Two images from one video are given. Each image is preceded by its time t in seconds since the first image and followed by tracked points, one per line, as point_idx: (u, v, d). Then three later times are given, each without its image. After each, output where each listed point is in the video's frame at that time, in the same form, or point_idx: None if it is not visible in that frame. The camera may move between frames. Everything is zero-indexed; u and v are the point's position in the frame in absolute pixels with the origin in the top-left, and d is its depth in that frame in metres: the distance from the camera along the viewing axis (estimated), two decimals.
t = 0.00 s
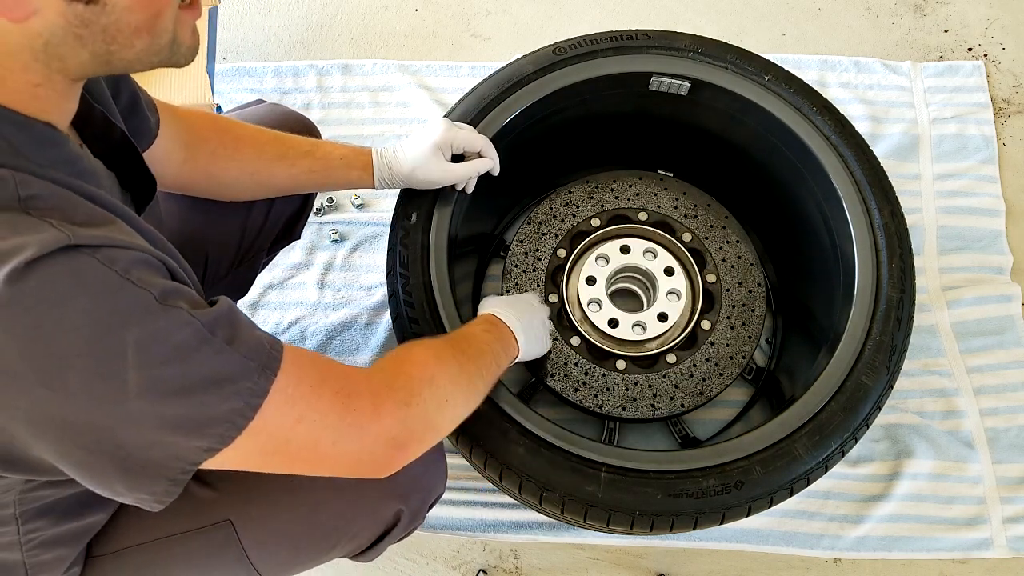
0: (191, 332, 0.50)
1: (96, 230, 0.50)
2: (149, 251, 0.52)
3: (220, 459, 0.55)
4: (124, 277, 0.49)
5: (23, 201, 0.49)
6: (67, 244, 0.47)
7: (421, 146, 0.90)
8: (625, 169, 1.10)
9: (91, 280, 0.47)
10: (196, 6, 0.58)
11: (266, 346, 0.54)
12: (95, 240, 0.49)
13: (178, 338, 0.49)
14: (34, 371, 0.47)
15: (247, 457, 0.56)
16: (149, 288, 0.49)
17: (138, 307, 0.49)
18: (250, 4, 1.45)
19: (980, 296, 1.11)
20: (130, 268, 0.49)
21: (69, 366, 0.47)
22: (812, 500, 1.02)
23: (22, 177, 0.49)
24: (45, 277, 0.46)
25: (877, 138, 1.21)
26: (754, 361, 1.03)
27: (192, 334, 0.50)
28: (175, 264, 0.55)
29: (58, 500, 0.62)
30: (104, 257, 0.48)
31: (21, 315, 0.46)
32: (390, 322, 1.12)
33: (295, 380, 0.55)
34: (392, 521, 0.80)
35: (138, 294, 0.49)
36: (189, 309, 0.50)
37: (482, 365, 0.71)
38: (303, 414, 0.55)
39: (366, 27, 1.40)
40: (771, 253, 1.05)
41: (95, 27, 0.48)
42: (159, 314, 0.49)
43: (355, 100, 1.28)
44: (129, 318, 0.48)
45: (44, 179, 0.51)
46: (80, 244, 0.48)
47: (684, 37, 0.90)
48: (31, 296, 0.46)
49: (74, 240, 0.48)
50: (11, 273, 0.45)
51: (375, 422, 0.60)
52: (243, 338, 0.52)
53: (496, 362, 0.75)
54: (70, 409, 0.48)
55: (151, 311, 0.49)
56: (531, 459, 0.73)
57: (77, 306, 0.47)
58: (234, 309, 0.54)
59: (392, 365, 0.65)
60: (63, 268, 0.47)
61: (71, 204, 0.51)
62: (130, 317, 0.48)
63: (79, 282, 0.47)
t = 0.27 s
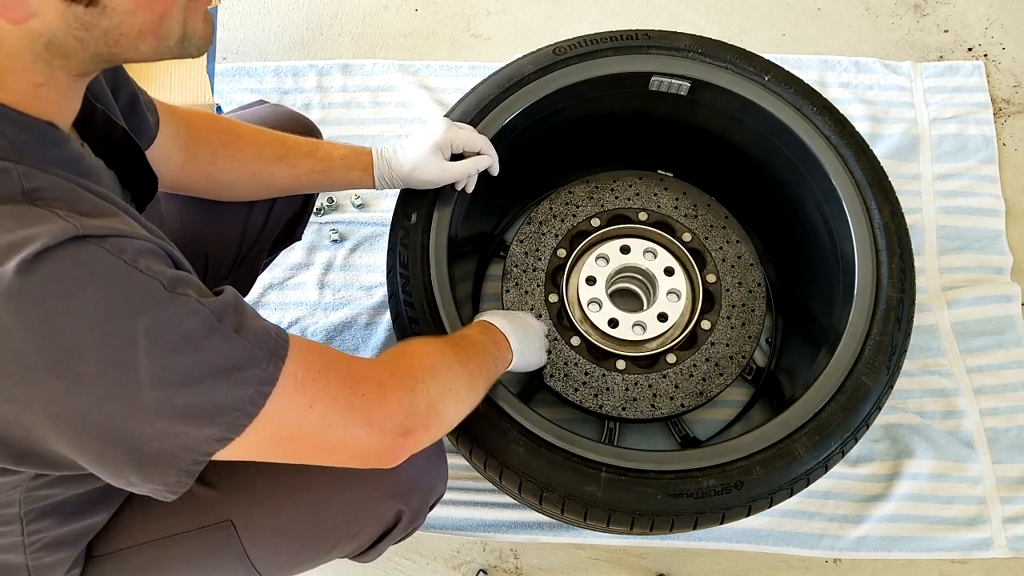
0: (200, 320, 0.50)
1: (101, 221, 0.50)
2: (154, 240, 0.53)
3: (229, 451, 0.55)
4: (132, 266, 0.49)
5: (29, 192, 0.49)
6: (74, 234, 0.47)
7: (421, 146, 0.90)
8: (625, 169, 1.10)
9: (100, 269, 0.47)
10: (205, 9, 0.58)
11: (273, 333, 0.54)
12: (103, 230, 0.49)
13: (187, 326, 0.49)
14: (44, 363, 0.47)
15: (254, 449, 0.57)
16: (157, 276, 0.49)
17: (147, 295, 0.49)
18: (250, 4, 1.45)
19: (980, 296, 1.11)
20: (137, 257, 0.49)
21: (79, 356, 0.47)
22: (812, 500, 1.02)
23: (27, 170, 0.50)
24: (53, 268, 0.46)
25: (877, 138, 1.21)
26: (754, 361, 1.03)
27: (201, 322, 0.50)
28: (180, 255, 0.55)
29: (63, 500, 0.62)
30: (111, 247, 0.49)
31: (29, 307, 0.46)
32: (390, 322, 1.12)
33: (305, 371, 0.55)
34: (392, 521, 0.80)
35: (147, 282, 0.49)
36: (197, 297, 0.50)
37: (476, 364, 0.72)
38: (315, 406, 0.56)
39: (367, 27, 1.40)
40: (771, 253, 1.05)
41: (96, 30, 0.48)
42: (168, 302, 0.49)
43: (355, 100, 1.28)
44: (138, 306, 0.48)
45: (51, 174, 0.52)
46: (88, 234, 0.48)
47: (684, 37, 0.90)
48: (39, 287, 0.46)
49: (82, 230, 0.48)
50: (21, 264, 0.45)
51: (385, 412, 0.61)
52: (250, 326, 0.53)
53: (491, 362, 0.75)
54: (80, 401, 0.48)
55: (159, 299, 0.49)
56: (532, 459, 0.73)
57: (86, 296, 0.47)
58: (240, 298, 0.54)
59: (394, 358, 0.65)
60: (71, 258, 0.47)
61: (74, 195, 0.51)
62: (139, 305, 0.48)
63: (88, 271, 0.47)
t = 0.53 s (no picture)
0: (198, 315, 0.50)
1: (98, 217, 0.50)
2: (151, 236, 0.53)
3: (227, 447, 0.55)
4: (130, 261, 0.49)
5: (26, 189, 0.49)
6: (72, 230, 0.47)
7: (420, 147, 0.90)
8: (625, 169, 1.10)
9: (98, 264, 0.47)
10: (206, 14, 0.58)
11: (270, 328, 0.54)
12: (101, 226, 0.49)
13: (186, 321, 0.49)
14: (44, 359, 0.47)
15: (255, 445, 0.57)
16: (155, 272, 0.49)
17: (146, 290, 0.49)
18: (250, 4, 1.45)
19: (980, 296, 1.11)
20: (135, 253, 0.49)
21: (79, 351, 0.47)
22: (812, 500, 1.02)
23: (23, 166, 0.50)
24: (52, 263, 0.46)
25: (877, 138, 1.21)
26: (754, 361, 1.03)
27: (199, 316, 0.50)
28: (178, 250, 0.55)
29: (62, 498, 0.62)
30: (109, 242, 0.49)
31: (28, 302, 0.46)
32: (390, 322, 1.12)
33: (304, 366, 0.56)
34: (392, 519, 0.80)
35: (145, 277, 0.49)
36: (195, 292, 0.51)
37: (472, 358, 0.72)
38: (314, 400, 0.56)
39: (367, 27, 1.40)
40: (771, 253, 1.05)
41: (94, 34, 0.48)
42: (166, 297, 0.49)
43: (355, 100, 1.28)
44: (136, 301, 0.48)
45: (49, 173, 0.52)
46: (85, 230, 0.48)
47: (684, 37, 0.90)
48: (38, 282, 0.46)
49: (79, 225, 0.48)
50: (20, 259, 0.45)
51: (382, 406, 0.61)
52: (248, 320, 0.53)
53: (487, 356, 0.75)
54: (79, 396, 0.48)
55: (158, 294, 0.49)
56: (532, 458, 0.73)
57: (85, 291, 0.47)
58: (238, 293, 0.54)
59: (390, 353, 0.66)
60: (69, 253, 0.47)
61: (71, 191, 0.51)
62: (138, 300, 0.48)
63: (86, 266, 0.47)
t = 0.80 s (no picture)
0: (196, 311, 0.50)
1: (95, 215, 0.50)
2: (147, 234, 0.53)
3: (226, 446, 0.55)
4: (127, 258, 0.49)
5: (23, 188, 0.49)
6: (70, 227, 0.47)
7: (421, 147, 0.90)
8: (625, 169, 1.10)
9: (95, 260, 0.47)
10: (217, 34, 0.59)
11: (268, 325, 0.54)
12: (98, 222, 0.49)
13: (184, 318, 0.50)
14: (43, 356, 0.47)
15: (255, 443, 0.57)
16: (153, 268, 0.49)
17: (143, 286, 0.49)
18: (250, 4, 1.45)
19: (980, 296, 1.11)
20: (132, 249, 0.49)
21: (77, 347, 0.47)
22: (812, 500, 1.02)
23: (20, 166, 0.49)
24: (50, 259, 0.46)
25: (877, 138, 1.21)
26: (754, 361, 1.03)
27: (197, 312, 0.50)
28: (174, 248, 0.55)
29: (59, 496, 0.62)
30: (106, 239, 0.49)
31: (26, 297, 0.46)
32: (390, 322, 1.12)
33: (301, 362, 0.56)
34: (392, 521, 0.80)
35: (142, 273, 0.49)
36: (192, 288, 0.51)
37: (470, 356, 0.72)
38: (313, 396, 0.56)
39: (366, 27, 1.40)
40: (771, 253, 1.05)
41: (112, 46, 0.50)
42: (163, 293, 0.49)
43: (355, 100, 1.28)
44: (134, 297, 0.48)
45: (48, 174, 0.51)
46: (82, 226, 0.48)
47: (684, 37, 0.90)
48: (36, 277, 0.46)
49: (76, 223, 0.48)
50: (18, 256, 0.45)
51: (380, 403, 0.61)
52: (246, 316, 0.53)
53: (486, 355, 0.75)
54: (78, 393, 0.48)
55: (155, 291, 0.49)
56: (532, 458, 0.73)
57: (83, 287, 0.47)
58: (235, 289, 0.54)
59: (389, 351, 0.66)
60: (67, 249, 0.47)
61: (68, 190, 0.51)
62: (135, 296, 0.48)
63: (84, 262, 0.47)
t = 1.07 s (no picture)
0: (199, 305, 0.50)
1: (97, 210, 0.50)
2: (149, 229, 0.53)
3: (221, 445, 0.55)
4: (129, 252, 0.49)
5: (24, 183, 0.49)
6: (72, 222, 0.47)
7: (421, 147, 0.90)
8: (625, 169, 1.10)
9: (98, 254, 0.47)
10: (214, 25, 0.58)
11: (270, 318, 0.54)
12: (100, 217, 0.49)
13: (186, 311, 0.50)
14: (46, 352, 0.47)
15: (258, 438, 0.57)
16: (155, 262, 0.49)
17: (146, 280, 0.49)
18: (250, 4, 1.45)
19: (980, 296, 1.11)
20: (134, 244, 0.49)
21: (80, 342, 0.47)
22: (812, 500, 1.02)
23: (21, 161, 0.49)
24: (52, 253, 0.46)
25: (877, 138, 1.21)
26: (754, 361, 1.03)
27: (200, 307, 0.50)
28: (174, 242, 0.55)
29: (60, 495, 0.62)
30: (108, 233, 0.49)
31: (29, 291, 0.46)
32: (390, 322, 1.12)
33: (304, 355, 0.56)
34: (393, 518, 0.80)
35: (145, 267, 0.49)
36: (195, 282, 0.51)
37: (470, 355, 0.72)
38: (315, 390, 0.56)
39: (366, 27, 1.40)
40: (771, 253, 1.05)
41: (104, 35, 0.49)
42: (166, 287, 0.49)
43: (355, 100, 1.28)
44: (137, 292, 0.48)
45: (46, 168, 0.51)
46: (85, 221, 0.48)
47: (684, 37, 0.90)
48: (39, 271, 0.46)
49: (79, 217, 0.48)
50: (21, 250, 0.45)
51: (382, 397, 0.61)
52: (248, 310, 0.53)
53: (486, 354, 0.76)
54: (79, 390, 0.48)
55: (158, 285, 0.49)
56: (532, 458, 0.73)
57: (87, 281, 0.47)
58: (236, 284, 0.54)
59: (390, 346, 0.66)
60: (68, 243, 0.47)
61: (70, 185, 0.51)
62: (138, 291, 0.48)
63: (84, 256, 0.47)
